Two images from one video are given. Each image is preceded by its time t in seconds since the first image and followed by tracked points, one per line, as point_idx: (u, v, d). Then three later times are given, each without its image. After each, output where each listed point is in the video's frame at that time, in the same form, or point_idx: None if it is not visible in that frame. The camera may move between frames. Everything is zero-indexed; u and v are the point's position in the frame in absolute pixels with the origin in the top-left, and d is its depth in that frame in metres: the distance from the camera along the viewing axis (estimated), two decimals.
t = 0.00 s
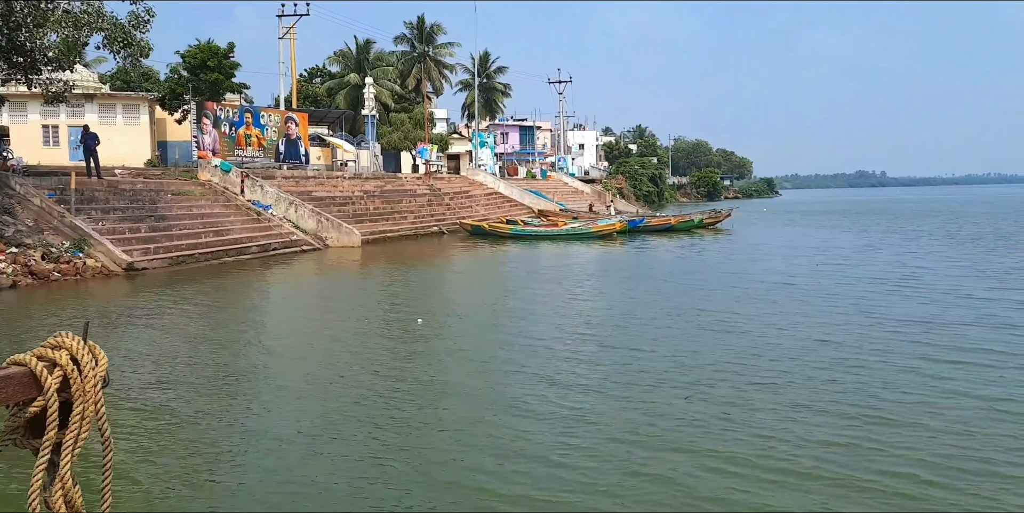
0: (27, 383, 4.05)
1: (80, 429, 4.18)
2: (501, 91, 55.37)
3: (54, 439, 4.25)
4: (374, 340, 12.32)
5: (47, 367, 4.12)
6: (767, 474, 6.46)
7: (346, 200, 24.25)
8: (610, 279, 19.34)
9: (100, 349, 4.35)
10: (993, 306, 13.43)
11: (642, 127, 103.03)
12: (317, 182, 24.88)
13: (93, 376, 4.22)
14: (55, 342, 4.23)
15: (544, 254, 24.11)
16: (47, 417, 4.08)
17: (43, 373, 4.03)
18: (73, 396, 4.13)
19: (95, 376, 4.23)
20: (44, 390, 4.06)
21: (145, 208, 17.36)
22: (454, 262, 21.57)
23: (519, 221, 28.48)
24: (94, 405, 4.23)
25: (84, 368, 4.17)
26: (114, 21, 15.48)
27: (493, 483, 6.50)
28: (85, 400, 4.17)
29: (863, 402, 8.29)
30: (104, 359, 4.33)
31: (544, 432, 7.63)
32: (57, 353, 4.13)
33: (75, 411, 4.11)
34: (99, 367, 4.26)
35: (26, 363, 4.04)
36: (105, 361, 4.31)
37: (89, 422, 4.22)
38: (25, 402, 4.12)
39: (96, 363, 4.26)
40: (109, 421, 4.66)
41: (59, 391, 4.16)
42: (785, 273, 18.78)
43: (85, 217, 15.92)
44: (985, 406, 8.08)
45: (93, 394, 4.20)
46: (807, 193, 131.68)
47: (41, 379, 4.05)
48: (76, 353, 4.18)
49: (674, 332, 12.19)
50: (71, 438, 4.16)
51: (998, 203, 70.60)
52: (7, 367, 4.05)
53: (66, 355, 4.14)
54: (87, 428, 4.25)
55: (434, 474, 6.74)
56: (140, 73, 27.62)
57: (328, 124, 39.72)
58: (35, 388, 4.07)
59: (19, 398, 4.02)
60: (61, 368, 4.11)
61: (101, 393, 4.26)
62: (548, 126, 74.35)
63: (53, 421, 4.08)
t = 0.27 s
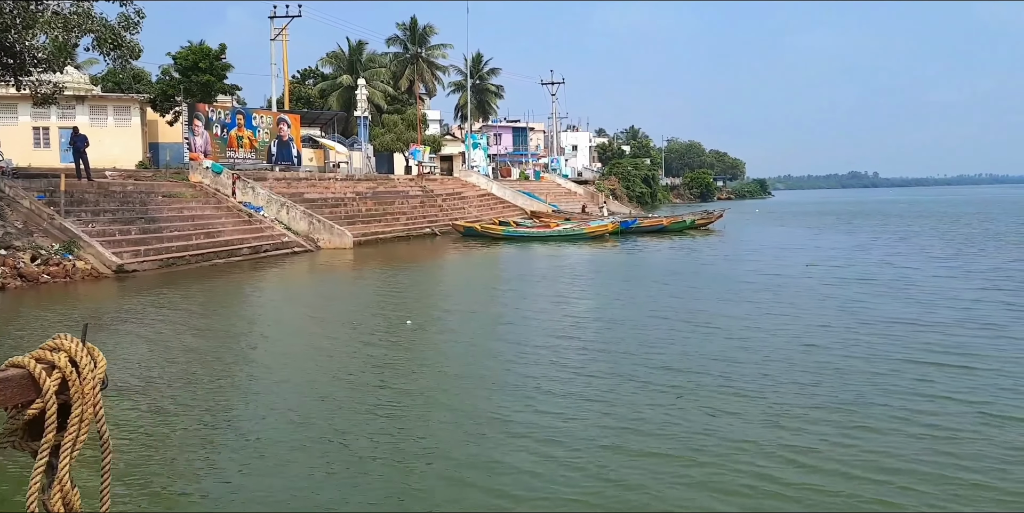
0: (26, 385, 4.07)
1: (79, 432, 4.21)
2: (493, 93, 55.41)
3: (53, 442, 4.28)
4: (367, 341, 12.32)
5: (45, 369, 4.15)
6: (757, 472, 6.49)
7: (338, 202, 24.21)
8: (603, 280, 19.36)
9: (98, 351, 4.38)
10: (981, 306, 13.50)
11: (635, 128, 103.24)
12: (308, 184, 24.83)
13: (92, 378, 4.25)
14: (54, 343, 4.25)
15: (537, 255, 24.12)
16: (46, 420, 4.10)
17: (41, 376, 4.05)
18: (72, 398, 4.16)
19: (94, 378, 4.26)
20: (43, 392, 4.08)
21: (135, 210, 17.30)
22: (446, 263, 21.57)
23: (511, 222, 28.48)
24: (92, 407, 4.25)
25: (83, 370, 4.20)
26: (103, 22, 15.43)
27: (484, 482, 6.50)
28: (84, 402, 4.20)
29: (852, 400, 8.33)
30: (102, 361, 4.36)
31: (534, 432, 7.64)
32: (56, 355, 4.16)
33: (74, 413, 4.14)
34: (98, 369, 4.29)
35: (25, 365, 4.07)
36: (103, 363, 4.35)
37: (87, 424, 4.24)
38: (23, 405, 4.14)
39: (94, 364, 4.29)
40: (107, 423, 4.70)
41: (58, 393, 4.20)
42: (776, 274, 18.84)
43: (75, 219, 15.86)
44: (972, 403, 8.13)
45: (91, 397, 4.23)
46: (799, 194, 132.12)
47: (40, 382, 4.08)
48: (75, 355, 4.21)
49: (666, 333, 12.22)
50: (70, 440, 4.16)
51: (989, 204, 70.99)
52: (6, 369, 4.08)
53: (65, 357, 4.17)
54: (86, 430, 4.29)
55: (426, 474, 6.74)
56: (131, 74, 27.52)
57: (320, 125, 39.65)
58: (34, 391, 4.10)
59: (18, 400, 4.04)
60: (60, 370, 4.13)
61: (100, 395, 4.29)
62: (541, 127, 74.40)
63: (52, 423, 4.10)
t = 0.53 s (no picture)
0: (23, 388, 4.11)
1: (75, 435, 4.27)
2: (484, 94, 55.46)
3: (49, 445, 4.32)
4: (359, 343, 12.32)
5: (42, 372, 4.20)
6: (743, 472, 6.56)
7: (329, 203, 24.16)
8: (594, 281, 19.39)
9: (94, 353, 4.44)
10: (967, 307, 13.62)
11: (627, 130, 103.40)
12: (299, 185, 24.78)
13: (88, 382, 4.31)
14: (50, 346, 4.30)
15: (528, 256, 24.14)
16: (42, 423, 4.16)
17: (38, 379, 4.10)
18: (68, 401, 4.22)
19: (90, 381, 4.32)
20: (39, 395, 4.13)
21: (124, 212, 17.23)
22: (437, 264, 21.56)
23: (502, 224, 28.49)
24: (89, 410, 4.32)
25: (79, 373, 4.25)
26: (91, 23, 15.34)
27: (473, 483, 6.54)
28: (80, 405, 4.26)
29: (838, 400, 8.41)
30: (98, 364, 4.43)
31: (523, 433, 7.68)
32: (53, 358, 4.21)
33: (71, 416, 4.19)
34: (94, 372, 4.35)
35: (21, 368, 4.11)
36: (99, 366, 4.41)
37: (83, 427, 4.31)
38: (19, 407, 4.19)
39: (90, 368, 4.35)
40: (102, 425, 4.76)
41: (55, 396, 4.25)
42: (766, 275, 18.93)
43: (63, 221, 15.78)
44: (956, 403, 8.21)
45: (88, 400, 4.30)
46: (792, 196, 132.60)
47: (36, 385, 4.12)
48: (72, 358, 4.26)
49: (654, 334, 12.28)
50: (66, 443, 4.22)
51: (978, 205, 71.43)
52: (2, 372, 4.12)
53: (61, 360, 4.22)
54: (81, 433, 4.33)
55: (416, 474, 6.77)
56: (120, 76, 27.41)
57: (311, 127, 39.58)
58: (31, 394, 4.14)
59: (15, 403, 4.09)
60: (57, 373, 4.18)
61: (97, 398, 4.35)
62: (534, 129, 74.46)
63: (48, 426, 4.17)
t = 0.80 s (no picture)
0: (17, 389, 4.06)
1: (71, 436, 4.21)
2: (476, 96, 55.52)
3: (44, 447, 4.27)
4: (348, 344, 12.31)
5: (36, 373, 4.15)
6: (731, 475, 6.58)
7: (317, 205, 24.09)
8: (584, 283, 19.42)
9: (89, 354, 4.40)
10: (954, 309, 13.71)
11: (618, 131, 103.66)
12: (288, 186, 24.71)
13: (84, 382, 4.26)
14: (45, 347, 4.24)
15: (517, 257, 24.15)
16: (37, 424, 4.10)
17: (33, 380, 4.06)
18: (63, 402, 4.16)
19: (85, 382, 4.27)
20: (33, 396, 4.08)
21: (111, 214, 17.15)
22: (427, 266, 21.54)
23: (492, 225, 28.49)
24: (85, 411, 4.26)
25: (74, 374, 4.21)
26: (78, 23, 15.27)
27: (463, 486, 6.53)
28: (76, 406, 4.20)
29: (825, 403, 8.44)
30: (93, 365, 4.38)
31: (512, 436, 7.68)
32: (47, 358, 4.17)
33: (66, 418, 4.14)
34: (89, 373, 4.31)
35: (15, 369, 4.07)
36: (94, 366, 4.37)
37: (79, 428, 4.24)
38: (14, 409, 4.13)
39: (85, 368, 4.30)
40: (98, 427, 4.71)
41: (50, 397, 4.20)
42: (753, 277, 19.02)
43: (49, 222, 15.69)
44: (943, 407, 8.26)
45: (83, 400, 4.24)
46: (782, 197, 133.22)
47: (31, 385, 4.08)
48: (66, 359, 4.21)
49: (642, 336, 12.31)
50: (61, 444, 4.16)
51: (966, 206, 72.01)
52: None
53: (56, 361, 4.18)
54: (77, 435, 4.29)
55: (406, 477, 6.76)
56: (108, 77, 27.27)
57: (301, 127, 39.49)
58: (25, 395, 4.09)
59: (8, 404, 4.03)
60: (51, 373, 4.14)
61: (92, 399, 4.30)
62: (524, 130, 74.55)
63: (44, 427, 4.11)
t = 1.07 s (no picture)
0: (10, 389, 4.08)
1: (64, 435, 4.25)
2: (466, 96, 55.55)
3: (37, 446, 4.31)
4: (336, 344, 12.30)
5: (29, 373, 4.17)
6: (716, 474, 6.63)
7: (306, 205, 24.04)
8: (573, 284, 19.49)
9: (82, 354, 4.43)
10: (937, 310, 13.82)
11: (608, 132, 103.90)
12: (276, 186, 24.64)
13: (76, 382, 4.29)
14: (38, 347, 4.26)
15: (507, 258, 24.18)
16: (30, 424, 4.13)
17: (26, 380, 4.09)
18: (56, 402, 4.19)
19: (78, 382, 4.30)
20: (27, 396, 4.11)
21: (97, 214, 17.06)
22: (416, 266, 21.54)
23: (481, 225, 28.51)
24: (77, 410, 4.30)
25: (67, 374, 4.23)
26: (64, 22, 15.21)
27: (449, 485, 6.57)
28: (69, 406, 4.25)
29: (809, 403, 8.51)
30: (86, 364, 4.42)
31: (498, 436, 7.71)
32: (41, 358, 4.18)
33: (60, 417, 4.18)
34: (82, 373, 4.33)
35: (9, 369, 4.09)
36: (87, 366, 4.40)
37: (72, 428, 4.30)
38: (7, 408, 4.15)
39: (78, 368, 4.33)
40: (90, 427, 4.73)
41: (43, 397, 4.23)
42: (740, 277, 19.14)
43: (34, 223, 15.58)
44: (924, 405, 8.35)
45: (76, 400, 4.28)
46: (771, 198, 133.79)
47: (24, 385, 4.10)
48: (60, 359, 4.23)
49: (629, 337, 12.36)
50: (55, 443, 4.21)
51: (953, 208, 72.59)
52: None
53: (49, 361, 4.20)
54: (69, 434, 4.33)
55: (393, 477, 6.78)
56: (95, 77, 27.13)
57: (290, 127, 39.42)
58: (18, 395, 4.11)
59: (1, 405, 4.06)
60: (44, 373, 4.16)
61: (86, 398, 4.34)
62: (515, 131, 74.62)
63: (37, 427, 4.15)
